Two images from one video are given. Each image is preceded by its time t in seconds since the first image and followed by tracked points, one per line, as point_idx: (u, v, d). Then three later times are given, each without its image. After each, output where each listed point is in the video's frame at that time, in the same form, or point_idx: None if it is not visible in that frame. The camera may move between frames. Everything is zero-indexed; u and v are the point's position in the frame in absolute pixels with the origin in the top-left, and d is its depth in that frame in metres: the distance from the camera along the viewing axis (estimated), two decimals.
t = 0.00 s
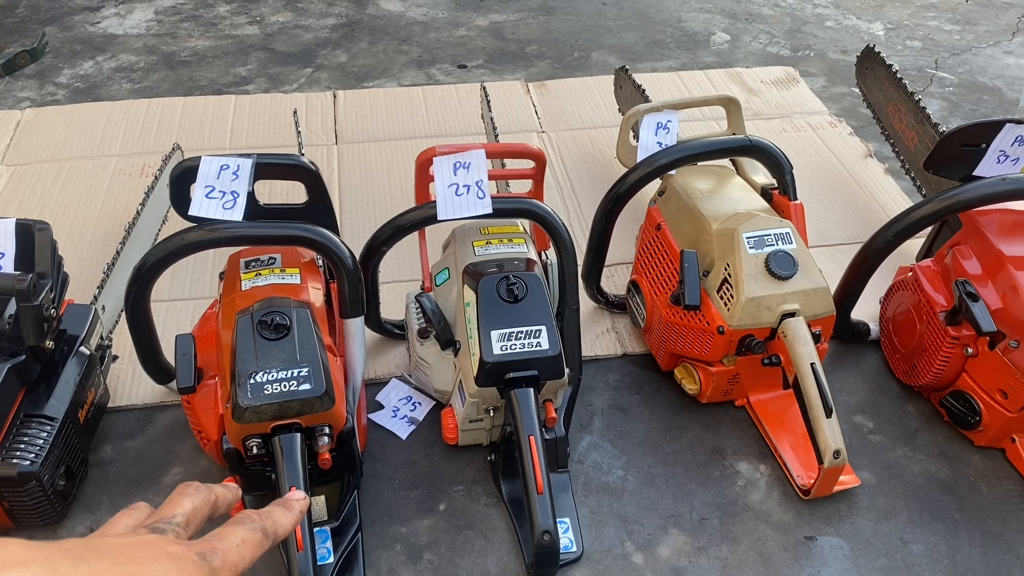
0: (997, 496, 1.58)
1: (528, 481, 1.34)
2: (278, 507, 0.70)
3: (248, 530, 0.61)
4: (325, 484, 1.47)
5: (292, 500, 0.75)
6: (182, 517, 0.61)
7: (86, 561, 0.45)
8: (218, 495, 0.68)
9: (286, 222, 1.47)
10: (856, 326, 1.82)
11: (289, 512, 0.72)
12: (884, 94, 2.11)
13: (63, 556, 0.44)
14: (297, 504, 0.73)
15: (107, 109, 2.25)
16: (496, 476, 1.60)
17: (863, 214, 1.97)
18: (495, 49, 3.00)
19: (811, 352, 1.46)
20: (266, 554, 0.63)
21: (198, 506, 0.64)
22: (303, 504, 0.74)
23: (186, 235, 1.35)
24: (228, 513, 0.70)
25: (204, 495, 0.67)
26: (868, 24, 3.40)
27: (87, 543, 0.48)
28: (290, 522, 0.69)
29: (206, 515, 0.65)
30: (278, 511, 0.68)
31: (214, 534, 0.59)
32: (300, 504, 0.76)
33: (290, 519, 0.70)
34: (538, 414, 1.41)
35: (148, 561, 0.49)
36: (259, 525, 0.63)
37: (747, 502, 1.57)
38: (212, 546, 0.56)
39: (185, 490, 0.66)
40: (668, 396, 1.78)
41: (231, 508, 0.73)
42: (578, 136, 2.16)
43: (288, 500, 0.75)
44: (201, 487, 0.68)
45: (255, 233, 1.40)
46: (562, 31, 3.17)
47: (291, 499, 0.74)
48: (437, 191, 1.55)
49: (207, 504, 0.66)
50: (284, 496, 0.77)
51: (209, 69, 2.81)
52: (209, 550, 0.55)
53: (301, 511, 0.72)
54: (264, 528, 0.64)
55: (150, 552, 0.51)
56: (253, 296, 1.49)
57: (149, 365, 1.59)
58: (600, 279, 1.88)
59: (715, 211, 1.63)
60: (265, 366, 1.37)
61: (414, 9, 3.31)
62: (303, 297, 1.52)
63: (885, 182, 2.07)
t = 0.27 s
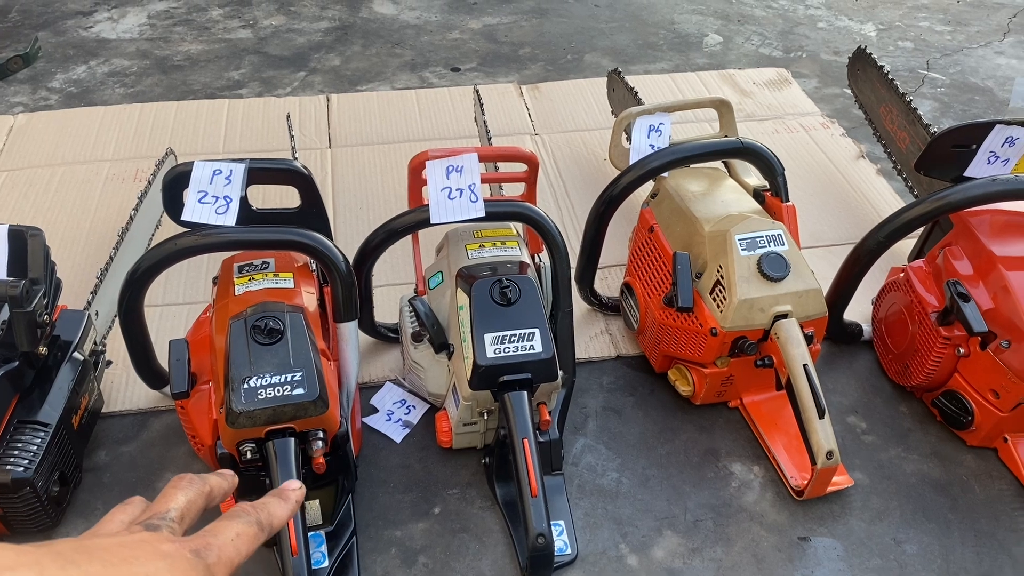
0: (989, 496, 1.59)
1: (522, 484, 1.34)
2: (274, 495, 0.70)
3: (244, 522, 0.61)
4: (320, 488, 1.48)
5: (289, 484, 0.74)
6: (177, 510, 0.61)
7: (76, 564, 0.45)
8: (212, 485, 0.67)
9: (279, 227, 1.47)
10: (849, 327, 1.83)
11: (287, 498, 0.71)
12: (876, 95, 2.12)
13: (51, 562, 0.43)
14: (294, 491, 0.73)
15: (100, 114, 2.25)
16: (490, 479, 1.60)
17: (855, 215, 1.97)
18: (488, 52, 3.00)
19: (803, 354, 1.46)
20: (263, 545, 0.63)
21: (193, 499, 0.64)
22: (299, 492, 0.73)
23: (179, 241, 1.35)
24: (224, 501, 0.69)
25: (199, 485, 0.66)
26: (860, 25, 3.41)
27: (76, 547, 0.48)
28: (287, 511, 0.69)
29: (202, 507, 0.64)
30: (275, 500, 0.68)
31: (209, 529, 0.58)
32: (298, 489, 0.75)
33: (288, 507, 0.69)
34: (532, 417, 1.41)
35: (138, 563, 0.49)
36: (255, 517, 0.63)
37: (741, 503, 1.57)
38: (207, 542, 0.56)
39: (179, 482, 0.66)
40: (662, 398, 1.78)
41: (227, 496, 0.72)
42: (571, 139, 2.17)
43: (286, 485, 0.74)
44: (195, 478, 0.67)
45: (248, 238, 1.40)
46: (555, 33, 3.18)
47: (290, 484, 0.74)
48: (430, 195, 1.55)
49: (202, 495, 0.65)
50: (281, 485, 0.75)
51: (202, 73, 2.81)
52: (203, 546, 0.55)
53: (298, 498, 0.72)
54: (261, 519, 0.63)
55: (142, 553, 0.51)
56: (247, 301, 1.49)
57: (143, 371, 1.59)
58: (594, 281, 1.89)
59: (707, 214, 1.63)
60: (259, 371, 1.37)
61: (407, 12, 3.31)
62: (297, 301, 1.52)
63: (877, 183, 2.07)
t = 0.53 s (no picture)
0: (985, 496, 1.59)
1: (518, 486, 1.34)
2: (266, 485, 0.69)
3: (233, 514, 0.60)
4: (316, 491, 1.47)
5: (280, 472, 0.73)
6: (166, 503, 0.60)
7: (60, 565, 0.45)
8: (201, 475, 0.67)
9: (273, 230, 1.47)
10: (845, 328, 1.84)
11: (278, 486, 0.71)
12: (871, 95, 2.12)
13: (35, 564, 0.43)
14: (286, 478, 0.72)
15: (95, 117, 2.24)
16: (487, 481, 1.60)
17: (851, 216, 1.98)
18: (484, 53, 3.00)
19: (799, 355, 1.46)
20: (254, 535, 0.63)
21: (182, 490, 0.63)
22: (293, 480, 0.73)
23: (174, 245, 1.34)
24: (214, 489, 0.69)
25: (188, 475, 0.65)
26: (855, 25, 3.42)
27: (61, 548, 0.47)
28: (279, 499, 0.68)
29: (191, 498, 0.64)
30: (267, 490, 0.67)
31: (198, 523, 0.58)
32: (290, 475, 0.74)
33: (279, 495, 0.69)
34: (528, 419, 1.41)
35: (124, 562, 0.49)
36: (246, 507, 0.63)
37: (738, 504, 1.57)
38: (196, 536, 0.55)
39: (167, 473, 0.65)
40: (658, 399, 1.78)
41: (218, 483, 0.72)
42: (567, 140, 2.17)
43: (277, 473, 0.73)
44: (183, 469, 0.66)
45: (242, 242, 1.40)
46: (551, 34, 3.18)
47: (281, 471, 0.73)
48: (425, 197, 1.55)
49: (191, 486, 0.65)
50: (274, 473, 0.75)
51: (197, 75, 2.80)
52: (192, 541, 0.55)
53: (291, 487, 0.71)
54: (251, 508, 0.63)
55: (129, 551, 0.51)
56: (242, 304, 1.49)
57: (138, 375, 1.59)
58: (589, 283, 1.89)
59: (703, 215, 1.63)
60: (254, 374, 1.36)
61: (402, 13, 3.31)
62: (292, 304, 1.52)
63: (872, 183, 2.08)
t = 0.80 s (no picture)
0: (982, 495, 1.59)
1: (515, 486, 1.34)
2: (249, 490, 0.70)
3: (218, 517, 0.61)
4: (313, 492, 1.47)
5: (264, 477, 0.74)
6: (150, 507, 0.60)
7: (44, 569, 0.45)
8: (185, 479, 0.67)
9: (270, 232, 1.47)
10: (841, 327, 1.84)
11: (262, 491, 0.71)
12: (867, 95, 2.12)
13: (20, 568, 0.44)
14: (269, 484, 0.73)
15: (91, 119, 2.24)
16: (484, 482, 1.60)
17: (847, 215, 1.98)
18: (480, 54, 3.00)
19: (795, 354, 1.46)
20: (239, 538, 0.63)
21: (166, 495, 0.63)
22: (276, 485, 0.73)
23: (171, 246, 1.34)
24: (198, 494, 0.69)
25: (171, 480, 0.66)
26: (851, 25, 3.43)
27: (46, 551, 0.48)
28: (263, 504, 0.69)
29: (175, 502, 0.64)
30: (250, 495, 0.68)
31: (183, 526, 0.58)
32: (274, 481, 0.75)
33: (263, 499, 0.69)
34: (525, 419, 1.41)
35: (110, 565, 0.49)
36: (230, 511, 0.63)
37: (735, 503, 1.57)
38: (180, 539, 0.56)
39: (151, 478, 0.65)
40: (655, 399, 1.78)
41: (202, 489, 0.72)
42: (563, 141, 2.17)
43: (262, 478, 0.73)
44: (167, 474, 0.66)
45: (239, 244, 1.40)
46: (547, 35, 3.18)
47: (265, 477, 0.74)
48: (422, 198, 1.55)
49: (175, 491, 0.65)
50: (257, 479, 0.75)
51: (194, 77, 2.80)
52: (177, 544, 0.55)
53: (274, 492, 0.72)
54: (235, 512, 0.63)
55: (113, 555, 0.51)
56: (239, 305, 1.49)
57: (136, 376, 1.59)
58: (587, 283, 1.89)
59: (699, 215, 1.64)
60: (251, 376, 1.36)
61: (399, 14, 3.31)
62: (289, 306, 1.52)
63: (868, 182, 2.08)
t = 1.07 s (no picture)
0: (979, 494, 1.60)
1: (513, 486, 1.34)
2: (244, 494, 0.70)
3: (212, 522, 0.61)
4: (311, 493, 1.47)
5: (259, 483, 0.74)
6: (144, 511, 0.60)
7: (38, 571, 0.45)
8: (178, 484, 0.67)
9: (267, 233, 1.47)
10: (840, 327, 1.85)
11: (257, 496, 0.71)
12: (864, 94, 2.12)
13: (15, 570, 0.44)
14: (264, 489, 0.73)
15: (89, 120, 2.24)
16: (482, 482, 1.60)
17: (844, 215, 1.98)
18: (478, 54, 3.00)
19: (793, 354, 1.46)
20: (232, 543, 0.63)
21: (159, 499, 0.63)
22: (270, 490, 0.73)
23: (168, 248, 1.34)
24: (192, 498, 0.69)
25: (165, 485, 0.66)
26: (848, 24, 3.43)
27: (41, 553, 0.48)
28: (257, 509, 0.68)
29: (168, 506, 0.64)
30: (245, 499, 0.67)
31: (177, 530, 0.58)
32: (268, 486, 0.75)
33: (257, 504, 0.69)
34: (523, 420, 1.41)
35: (103, 568, 0.49)
36: (224, 515, 0.63)
37: (733, 503, 1.57)
38: (174, 543, 0.56)
39: (144, 483, 0.65)
40: (653, 399, 1.78)
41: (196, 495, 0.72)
42: (561, 141, 2.17)
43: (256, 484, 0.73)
44: (160, 479, 0.66)
45: (236, 245, 1.40)
46: (544, 35, 3.18)
47: (259, 482, 0.74)
48: (419, 199, 1.55)
49: (169, 495, 0.65)
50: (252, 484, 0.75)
51: (191, 78, 2.80)
52: (171, 548, 0.55)
53: (269, 496, 0.72)
54: (229, 517, 0.63)
55: (107, 558, 0.51)
56: (236, 307, 1.49)
57: (133, 378, 1.59)
58: (584, 283, 1.89)
59: (696, 215, 1.64)
60: (248, 377, 1.36)
61: (396, 15, 3.31)
62: (286, 307, 1.52)
63: (865, 182, 2.08)
